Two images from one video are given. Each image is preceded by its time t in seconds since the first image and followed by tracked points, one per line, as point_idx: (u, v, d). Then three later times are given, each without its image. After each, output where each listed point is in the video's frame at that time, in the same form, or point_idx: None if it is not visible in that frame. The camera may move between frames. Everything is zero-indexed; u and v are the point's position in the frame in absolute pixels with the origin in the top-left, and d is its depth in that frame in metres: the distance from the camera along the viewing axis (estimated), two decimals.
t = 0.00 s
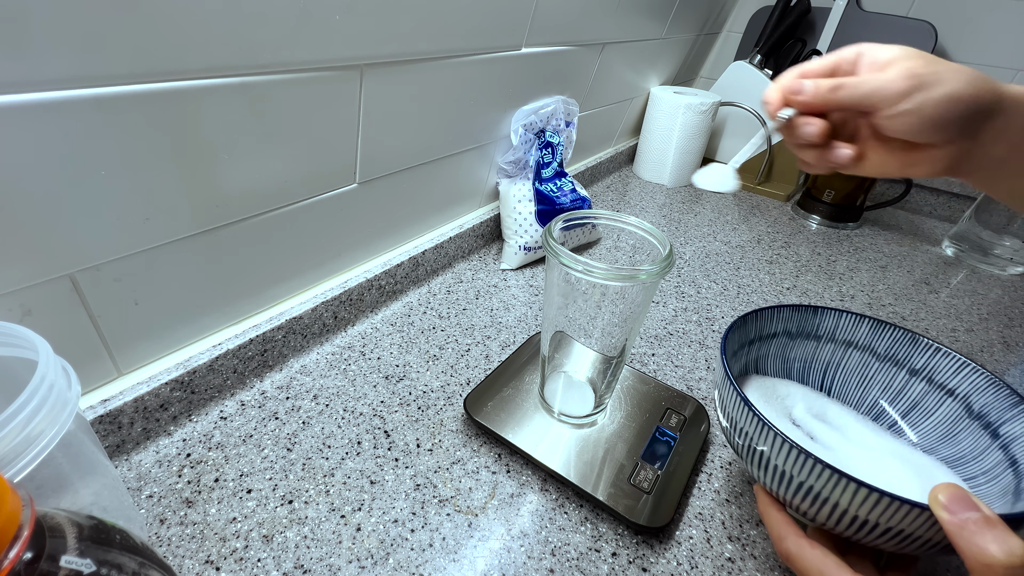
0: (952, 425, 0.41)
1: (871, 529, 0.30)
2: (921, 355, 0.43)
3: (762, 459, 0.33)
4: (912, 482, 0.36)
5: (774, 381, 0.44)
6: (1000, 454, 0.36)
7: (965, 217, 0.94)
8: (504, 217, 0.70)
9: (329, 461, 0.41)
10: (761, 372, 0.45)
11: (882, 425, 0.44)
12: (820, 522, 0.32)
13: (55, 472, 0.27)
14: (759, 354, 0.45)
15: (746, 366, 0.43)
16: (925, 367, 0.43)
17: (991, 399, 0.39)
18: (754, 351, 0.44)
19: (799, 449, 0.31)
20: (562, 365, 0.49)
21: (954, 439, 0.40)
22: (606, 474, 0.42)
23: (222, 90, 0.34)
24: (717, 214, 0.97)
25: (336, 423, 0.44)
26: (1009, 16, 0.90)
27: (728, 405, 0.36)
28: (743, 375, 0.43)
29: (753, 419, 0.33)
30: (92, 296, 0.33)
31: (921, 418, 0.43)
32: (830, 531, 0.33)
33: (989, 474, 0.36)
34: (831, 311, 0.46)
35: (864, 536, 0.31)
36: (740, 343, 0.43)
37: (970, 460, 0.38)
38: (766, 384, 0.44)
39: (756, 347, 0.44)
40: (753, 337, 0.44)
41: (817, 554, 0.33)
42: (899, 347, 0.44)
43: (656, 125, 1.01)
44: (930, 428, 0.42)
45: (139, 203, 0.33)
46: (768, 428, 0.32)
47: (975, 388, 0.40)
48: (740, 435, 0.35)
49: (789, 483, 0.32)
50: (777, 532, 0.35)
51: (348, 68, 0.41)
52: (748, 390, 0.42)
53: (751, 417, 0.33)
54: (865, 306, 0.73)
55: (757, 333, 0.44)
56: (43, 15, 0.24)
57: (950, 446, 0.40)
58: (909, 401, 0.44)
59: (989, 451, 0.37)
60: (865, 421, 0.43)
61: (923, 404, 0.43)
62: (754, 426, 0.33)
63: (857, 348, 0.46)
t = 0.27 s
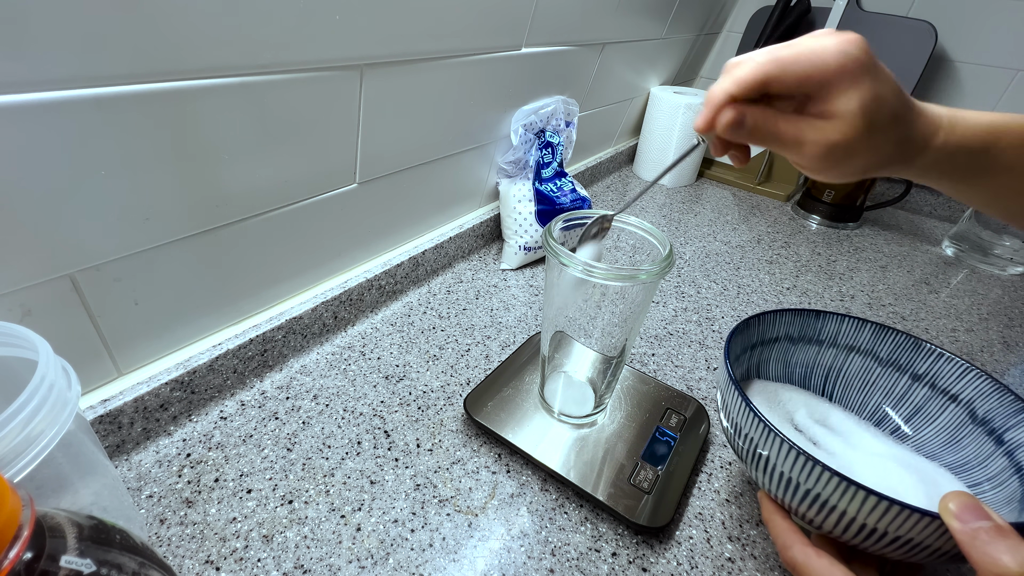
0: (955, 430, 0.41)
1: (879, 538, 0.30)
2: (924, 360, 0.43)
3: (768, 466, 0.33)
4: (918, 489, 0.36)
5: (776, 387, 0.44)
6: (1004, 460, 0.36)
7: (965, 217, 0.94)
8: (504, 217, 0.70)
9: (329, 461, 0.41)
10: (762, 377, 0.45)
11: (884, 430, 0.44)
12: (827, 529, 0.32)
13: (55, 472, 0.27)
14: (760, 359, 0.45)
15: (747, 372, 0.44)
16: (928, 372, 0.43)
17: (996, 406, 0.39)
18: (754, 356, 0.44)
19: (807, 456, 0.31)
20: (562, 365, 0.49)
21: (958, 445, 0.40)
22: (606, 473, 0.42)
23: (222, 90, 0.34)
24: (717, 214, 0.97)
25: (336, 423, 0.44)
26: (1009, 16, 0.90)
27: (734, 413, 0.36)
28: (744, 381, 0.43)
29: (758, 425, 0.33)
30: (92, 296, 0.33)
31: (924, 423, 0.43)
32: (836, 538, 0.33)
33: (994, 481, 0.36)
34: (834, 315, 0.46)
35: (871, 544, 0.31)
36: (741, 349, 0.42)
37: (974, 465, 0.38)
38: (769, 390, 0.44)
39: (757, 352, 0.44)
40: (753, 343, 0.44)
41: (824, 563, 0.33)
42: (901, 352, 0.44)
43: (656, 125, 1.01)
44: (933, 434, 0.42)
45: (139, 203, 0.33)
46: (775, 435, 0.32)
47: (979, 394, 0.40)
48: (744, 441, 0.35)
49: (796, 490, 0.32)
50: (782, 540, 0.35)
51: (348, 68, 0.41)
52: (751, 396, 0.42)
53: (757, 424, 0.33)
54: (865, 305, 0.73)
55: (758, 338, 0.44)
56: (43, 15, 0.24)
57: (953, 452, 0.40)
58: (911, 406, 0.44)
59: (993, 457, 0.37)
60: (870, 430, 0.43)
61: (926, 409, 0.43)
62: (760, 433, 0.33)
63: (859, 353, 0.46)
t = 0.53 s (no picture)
0: (958, 422, 0.41)
1: (884, 531, 0.30)
2: (927, 351, 0.43)
3: (773, 458, 0.33)
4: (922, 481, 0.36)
5: (778, 378, 0.44)
6: (1008, 453, 0.36)
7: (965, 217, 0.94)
8: (504, 217, 0.70)
9: (329, 461, 0.41)
10: (764, 367, 0.45)
11: (885, 421, 0.45)
12: (831, 523, 0.32)
13: (55, 472, 0.27)
14: (762, 348, 0.45)
15: (751, 361, 0.43)
16: (930, 363, 0.43)
17: (999, 397, 0.38)
18: (758, 344, 0.44)
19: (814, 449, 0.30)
20: (562, 364, 0.49)
21: (960, 436, 0.40)
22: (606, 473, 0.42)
23: (222, 90, 0.34)
24: (717, 214, 0.97)
25: (336, 423, 0.44)
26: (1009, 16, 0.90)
27: (738, 405, 0.35)
28: (748, 370, 0.43)
29: (764, 418, 0.33)
30: (92, 296, 0.33)
31: (926, 414, 0.43)
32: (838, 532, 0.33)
33: (997, 473, 0.36)
34: (837, 305, 0.46)
35: (874, 538, 0.31)
36: (745, 336, 0.42)
37: (976, 457, 0.38)
38: (769, 379, 0.44)
39: (759, 342, 0.44)
40: (756, 332, 0.44)
41: (828, 557, 0.33)
42: (904, 343, 0.44)
43: (656, 125, 1.01)
44: (935, 424, 0.42)
45: (139, 203, 0.33)
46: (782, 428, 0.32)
47: (983, 386, 0.40)
48: (749, 433, 0.35)
49: (801, 484, 0.32)
50: (786, 535, 0.35)
51: (348, 68, 0.41)
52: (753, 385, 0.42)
53: (764, 416, 0.33)
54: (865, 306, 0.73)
55: (762, 326, 0.44)
56: (43, 15, 0.24)
57: (955, 443, 0.40)
58: (913, 396, 0.44)
59: (996, 449, 0.37)
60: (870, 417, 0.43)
61: (928, 400, 0.43)
62: (767, 425, 0.33)
63: (860, 343, 0.46)
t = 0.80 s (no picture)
0: (941, 411, 0.41)
1: (879, 516, 0.30)
2: (913, 343, 0.43)
3: (769, 444, 0.33)
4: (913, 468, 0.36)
5: (768, 369, 0.44)
6: (990, 441, 0.36)
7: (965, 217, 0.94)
8: (504, 217, 0.70)
9: (329, 461, 0.41)
10: (755, 357, 0.45)
11: (870, 411, 0.45)
12: (825, 508, 0.32)
13: (55, 472, 0.27)
14: (752, 338, 0.45)
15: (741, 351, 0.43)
16: (916, 354, 0.43)
17: (982, 387, 0.38)
18: (749, 334, 0.44)
19: (810, 433, 0.30)
20: (562, 365, 0.49)
21: (944, 425, 0.40)
22: (606, 473, 0.42)
23: (222, 90, 0.34)
24: (717, 214, 0.97)
25: (336, 423, 0.44)
26: (1009, 16, 0.90)
27: (734, 390, 0.35)
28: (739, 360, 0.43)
29: (761, 402, 0.33)
30: (92, 296, 0.33)
31: (910, 404, 0.43)
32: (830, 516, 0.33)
33: (978, 461, 0.36)
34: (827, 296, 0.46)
35: (868, 522, 0.31)
36: (738, 325, 0.42)
37: (959, 446, 0.38)
38: (760, 369, 0.44)
39: (749, 331, 0.44)
40: (746, 322, 0.43)
41: (824, 542, 0.33)
42: (891, 334, 0.44)
43: (656, 125, 1.01)
44: (919, 414, 0.42)
45: (140, 203, 0.33)
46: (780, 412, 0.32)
47: (967, 376, 0.40)
48: (745, 418, 0.34)
49: (798, 468, 0.32)
50: (781, 521, 0.35)
51: (348, 68, 0.41)
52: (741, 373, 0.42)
53: (760, 400, 0.33)
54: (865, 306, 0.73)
55: (753, 316, 0.44)
56: (43, 15, 0.24)
57: (938, 433, 0.40)
58: (898, 387, 0.44)
59: (979, 438, 0.37)
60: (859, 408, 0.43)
61: (912, 390, 0.43)
62: (764, 410, 0.33)
63: (848, 335, 0.46)
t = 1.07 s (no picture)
0: (929, 414, 0.41)
1: (878, 499, 0.30)
2: (903, 347, 0.42)
3: (771, 426, 0.33)
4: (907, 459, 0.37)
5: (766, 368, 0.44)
6: (977, 442, 0.36)
7: (965, 217, 0.94)
8: (504, 217, 0.70)
9: (329, 461, 0.41)
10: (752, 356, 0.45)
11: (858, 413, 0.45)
12: (824, 493, 0.32)
13: (55, 472, 0.27)
14: (751, 334, 0.44)
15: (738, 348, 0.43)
16: (905, 358, 0.42)
17: (970, 390, 0.38)
18: (746, 332, 0.44)
19: (813, 413, 0.30)
20: (562, 365, 0.49)
21: (931, 427, 0.40)
22: (606, 473, 0.42)
23: (222, 90, 0.34)
24: (717, 214, 0.97)
25: (336, 423, 0.44)
26: (1009, 16, 0.90)
27: (736, 373, 0.35)
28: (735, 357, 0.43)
29: (765, 384, 0.33)
30: (92, 296, 0.33)
31: (900, 406, 0.43)
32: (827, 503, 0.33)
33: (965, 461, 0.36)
34: (821, 299, 0.46)
35: (866, 507, 0.31)
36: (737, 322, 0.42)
37: (947, 447, 0.38)
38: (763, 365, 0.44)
39: (748, 327, 0.44)
40: (746, 317, 0.43)
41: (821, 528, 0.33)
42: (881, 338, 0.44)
43: (656, 125, 1.01)
44: (907, 416, 0.42)
45: (140, 203, 0.33)
46: (783, 393, 0.32)
47: (955, 379, 0.39)
48: (747, 402, 0.34)
49: (798, 451, 0.32)
50: (777, 506, 0.35)
51: (348, 68, 0.41)
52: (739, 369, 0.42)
53: (764, 382, 0.33)
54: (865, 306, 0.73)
55: (751, 313, 0.44)
56: (43, 16, 0.24)
57: (926, 434, 0.40)
58: (888, 389, 0.43)
59: (966, 439, 0.37)
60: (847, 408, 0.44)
61: (902, 393, 0.43)
62: (766, 392, 0.33)
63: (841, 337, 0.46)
